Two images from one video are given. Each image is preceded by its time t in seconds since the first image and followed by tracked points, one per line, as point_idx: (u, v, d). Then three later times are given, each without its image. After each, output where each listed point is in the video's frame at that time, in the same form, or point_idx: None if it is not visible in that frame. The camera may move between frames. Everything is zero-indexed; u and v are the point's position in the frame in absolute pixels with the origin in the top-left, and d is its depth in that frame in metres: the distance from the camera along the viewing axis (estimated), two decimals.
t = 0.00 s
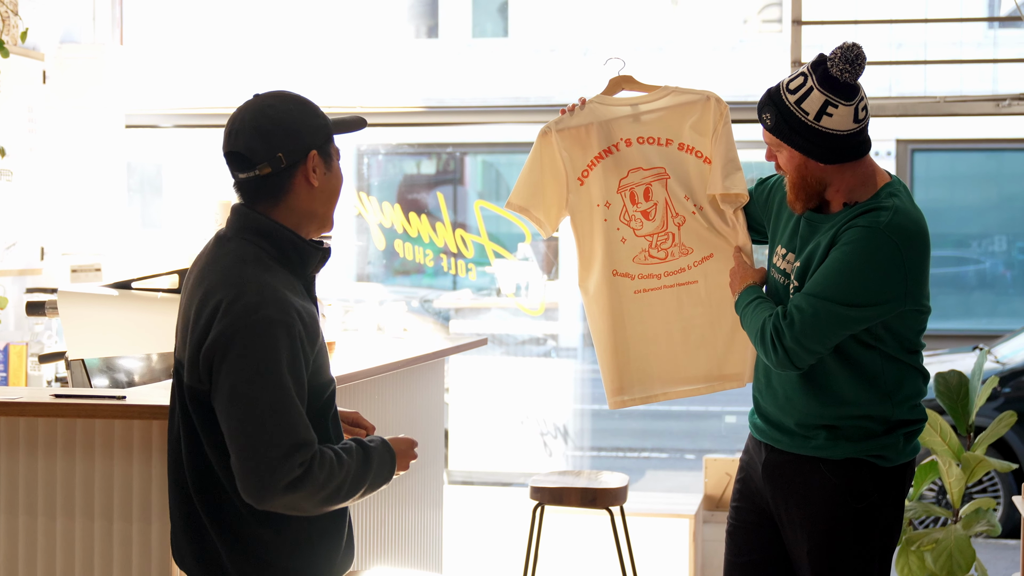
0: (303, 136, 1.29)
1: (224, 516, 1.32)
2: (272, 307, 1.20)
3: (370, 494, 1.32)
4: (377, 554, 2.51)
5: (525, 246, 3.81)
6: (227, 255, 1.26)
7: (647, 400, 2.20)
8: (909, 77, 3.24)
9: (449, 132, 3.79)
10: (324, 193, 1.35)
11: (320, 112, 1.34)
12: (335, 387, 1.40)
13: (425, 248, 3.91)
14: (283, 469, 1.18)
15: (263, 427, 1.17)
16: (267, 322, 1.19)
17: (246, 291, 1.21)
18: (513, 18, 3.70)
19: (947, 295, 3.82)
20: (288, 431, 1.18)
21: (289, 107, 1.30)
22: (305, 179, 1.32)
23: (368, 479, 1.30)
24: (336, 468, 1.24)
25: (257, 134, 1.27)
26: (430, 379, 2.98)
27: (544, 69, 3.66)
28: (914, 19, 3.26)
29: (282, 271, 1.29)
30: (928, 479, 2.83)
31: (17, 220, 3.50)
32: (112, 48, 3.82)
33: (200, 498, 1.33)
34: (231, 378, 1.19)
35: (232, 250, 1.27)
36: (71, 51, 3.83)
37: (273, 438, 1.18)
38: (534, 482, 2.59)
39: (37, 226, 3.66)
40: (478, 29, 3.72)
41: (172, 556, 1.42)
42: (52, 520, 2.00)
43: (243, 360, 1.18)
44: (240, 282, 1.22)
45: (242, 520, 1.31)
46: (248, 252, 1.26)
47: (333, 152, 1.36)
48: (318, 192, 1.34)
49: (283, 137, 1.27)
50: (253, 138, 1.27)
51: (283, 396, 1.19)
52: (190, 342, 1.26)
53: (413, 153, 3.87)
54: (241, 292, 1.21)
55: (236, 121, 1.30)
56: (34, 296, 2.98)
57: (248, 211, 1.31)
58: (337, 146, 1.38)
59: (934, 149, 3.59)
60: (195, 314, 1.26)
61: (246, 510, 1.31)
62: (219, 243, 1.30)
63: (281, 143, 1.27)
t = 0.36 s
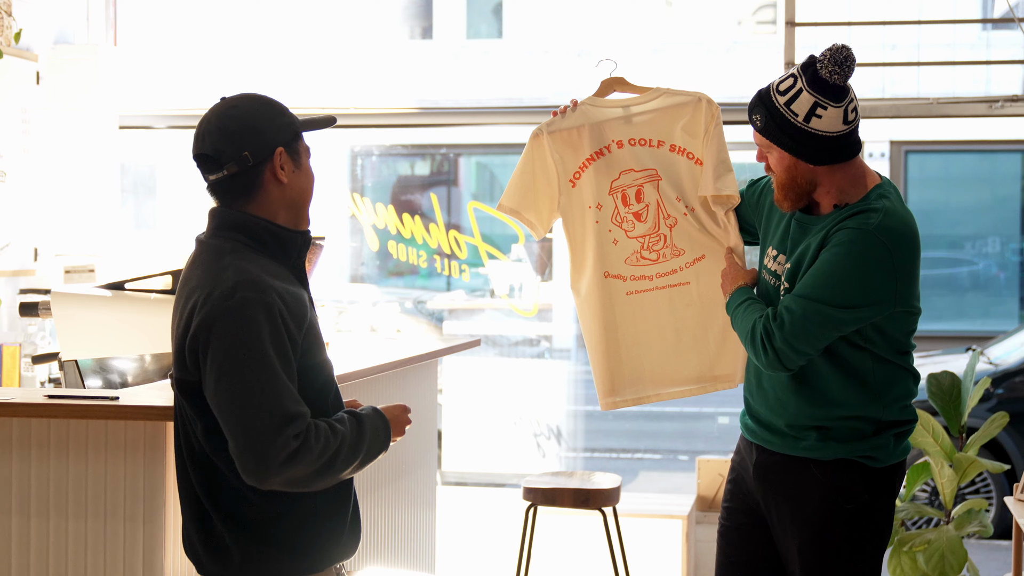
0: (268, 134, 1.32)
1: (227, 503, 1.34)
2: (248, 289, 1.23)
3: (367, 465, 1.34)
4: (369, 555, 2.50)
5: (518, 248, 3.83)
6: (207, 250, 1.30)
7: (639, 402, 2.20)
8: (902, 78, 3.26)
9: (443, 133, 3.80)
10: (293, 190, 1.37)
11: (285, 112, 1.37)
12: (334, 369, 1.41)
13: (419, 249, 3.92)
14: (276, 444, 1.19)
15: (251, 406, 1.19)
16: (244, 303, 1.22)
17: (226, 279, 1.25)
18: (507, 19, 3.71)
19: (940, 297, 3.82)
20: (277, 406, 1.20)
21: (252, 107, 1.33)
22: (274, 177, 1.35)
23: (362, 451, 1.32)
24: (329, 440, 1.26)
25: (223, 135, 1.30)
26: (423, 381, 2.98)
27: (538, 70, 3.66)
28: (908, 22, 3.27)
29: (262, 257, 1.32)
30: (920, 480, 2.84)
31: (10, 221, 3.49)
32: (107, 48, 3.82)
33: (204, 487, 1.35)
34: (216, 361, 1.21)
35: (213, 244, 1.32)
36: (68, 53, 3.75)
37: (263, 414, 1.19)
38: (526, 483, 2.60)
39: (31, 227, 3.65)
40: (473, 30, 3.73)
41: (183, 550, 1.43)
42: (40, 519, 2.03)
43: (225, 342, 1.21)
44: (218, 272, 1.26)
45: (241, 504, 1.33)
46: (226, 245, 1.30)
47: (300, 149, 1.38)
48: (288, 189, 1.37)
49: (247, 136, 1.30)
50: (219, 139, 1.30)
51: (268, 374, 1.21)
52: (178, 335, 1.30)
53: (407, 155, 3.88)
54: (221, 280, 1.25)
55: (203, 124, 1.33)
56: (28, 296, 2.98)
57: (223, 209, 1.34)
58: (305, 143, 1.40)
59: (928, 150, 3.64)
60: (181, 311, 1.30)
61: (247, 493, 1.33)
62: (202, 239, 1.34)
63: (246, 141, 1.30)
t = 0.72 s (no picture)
0: (252, 144, 1.33)
1: (218, 504, 1.34)
2: (247, 303, 1.25)
3: (366, 473, 1.38)
4: (362, 554, 2.50)
5: (512, 248, 3.83)
6: (200, 262, 1.32)
7: (630, 401, 2.20)
8: (894, 79, 3.29)
9: (436, 133, 3.80)
10: (279, 199, 1.39)
11: (270, 118, 1.38)
12: (326, 378, 1.45)
13: (412, 249, 3.92)
14: (285, 458, 1.23)
15: (258, 420, 1.22)
16: (244, 317, 1.24)
17: (221, 293, 1.26)
18: (501, 19, 3.71)
19: (932, 297, 3.84)
20: (284, 420, 1.23)
21: (235, 116, 1.34)
22: (259, 185, 1.36)
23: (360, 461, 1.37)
24: (331, 451, 1.31)
25: (206, 146, 1.32)
26: (416, 381, 2.98)
27: (532, 70, 3.67)
28: (900, 21, 3.26)
29: (254, 268, 1.34)
30: (912, 479, 2.85)
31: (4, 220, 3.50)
32: (100, 48, 3.82)
33: (195, 489, 1.36)
34: (219, 376, 1.23)
35: (204, 256, 1.33)
36: (59, 53, 3.79)
37: (271, 428, 1.22)
38: (519, 482, 2.60)
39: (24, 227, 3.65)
40: (466, 30, 3.73)
41: (173, 552, 1.43)
42: (30, 518, 2.04)
43: (228, 357, 1.23)
44: (213, 285, 1.28)
45: (234, 507, 1.34)
46: (218, 257, 1.32)
47: (285, 156, 1.40)
48: (274, 198, 1.38)
49: (230, 146, 1.32)
50: (203, 150, 1.31)
51: (273, 388, 1.24)
52: (173, 349, 1.31)
53: (400, 155, 3.88)
54: (216, 294, 1.26)
55: (187, 134, 1.34)
56: (21, 296, 2.98)
57: (212, 219, 1.36)
58: (292, 150, 1.42)
59: (920, 151, 3.66)
60: (173, 325, 1.31)
61: (236, 492, 1.33)
62: (192, 251, 1.36)
63: (229, 152, 1.32)
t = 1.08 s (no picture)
0: (247, 144, 1.33)
1: (223, 504, 1.34)
2: (250, 308, 1.25)
3: (369, 473, 1.39)
4: (355, 552, 2.49)
5: (506, 246, 3.83)
6: (201, 267, 1.32)
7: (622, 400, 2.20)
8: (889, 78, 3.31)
9: (431, 132, 3.80)
10: (275, 200, 1.39)
11: (265, 119, 1.38)
12: (330, 380, 1.45)
13: (407, 248, 3.92)
14: (296, 461, 1.23)
15: (267, 425, 1.22)
16: (249, 322, 1.24)
17: (225, 298, 1.26)
18: (496, 19, 3.71)
19: (928, 295, 3.84)
20: (293, 423, 1.23)
21: (231, 117, 1.34)
22: (254, 186, 1.36)
23: (363, 463, 1.38)
24: (338, 453, 1.31)
25: (201, 147, 1.31)
26: (410, 379, 2.98)
27: (527, 70, 3.67)
28: (893, 22, 3.27)
29: (254, 272, 1.34)
30: (906, 478, 2.86)
31: None
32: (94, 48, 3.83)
33: (199, 490, 1.36)
34: (225, 382, 1.23)
35: (205, 262, 1.33)
36: (53, 52, 3.89)
37: (280, 431, 1.22)
38: (513, 481, 2.59)
39: (17, 226, 3.64)
40: (461, 29, 3.73)
41: (174, 552, 1.43)
42: (22, 517, 2.04)
43: (234, 362, 1.23)
44: (216, 290, 1.28)
45: (240, 505, 1.34)
46: (219, 262, 1.32)
47: (280, 157, 1.39)
48: (269, 198, 1.38)
49: (226, 147, 1.31)
50: (198, 151, 1.31)
51: (280, 391, 1.24)
52: (175, 355, 1.30)
53: (395, 154, 3.88)
54: (219, 299, 1.26)
55: (183, 136, 1.34)
56: (14, 296, 2.97)
57: (210, 222, 1.36)
58: (287, 151, 1.41)
59: (915, 150, 3.61)
60: (176, 332, 1.31)
61: (241, 491, 1.34)
62: (193, 256, 1.35)
63: (224, 152, 1.31)
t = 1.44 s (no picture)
0: (247, 145, 1.33)
1: (226, 506, 1.34)
2: (251, 314, 1.26)
3: (372, 473, 1.40)
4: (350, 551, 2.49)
5: (502, 245, 3.82)
6: (199, 273, 1.31)
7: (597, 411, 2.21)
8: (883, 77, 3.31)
9: (426, 131, 3.80)
10: (277, 200, 1.39)
11: (263, 119, 1.37)
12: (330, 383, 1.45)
13: (402, 247, 3.92)
14: (302, 465, 1.24)
15: (271, 429, 1.23)
16: (249, 328, 1.24)
17: (224, 304, 1.26)
18: (492, 17, 3.71)
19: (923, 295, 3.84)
20: (297, 426, 1.24)
21: (229, 119, 1.34)
22: (255, 187, 1.36)
23: (366, 464, 1.39)
24: (342, 455, 1.32)
25: (201, 150, 1.31)
26: (406, 378, 2.98)
27: (523, 69, 3.67)
28: (888, 20, 3.27)
29: (253, 277, 1.35)
30: (900, 477, 2.86)
31: None
32: (90, 47, 3.84)
33: (201, 492, 1.35)
34: (228, 388, 1.23)
35: (203, 267, 1.33)
36: (50, 51, 3.87)
37: (286, 435, 1.23)
38: (508, 480, 2.59)
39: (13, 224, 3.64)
40: (457, 29, 3.72)
41: (176, 557, 1.42)
42: (16, 515, 2.04)
43: (236, 368, 1.23)
44: (215, 296, 1.27)
45: (244, 508, 1.34)
46: (218, 267, 1.31)
47: (280, 157, 1.39)
48: (270, 199, 1.38)
49: (224, 149, 1.31)
50: (197, 154, 1.31)
51: (284, 396, 1.24)
52: (176, 362, 1.31)
53: (391, 153, 3.87)
54: (219, 306, 1.26)
55: (182, 139, 1.34)
56: (8, 294, 2.96)
57: (210, 225, 1.35)
58: (286, 151, 1.41)
59: (912, 149, 3.61)
60: (175, 338, 1.31)
61: (243, 492, 1.34)
62: (191, 261, 1.35)
63: (223, 155, 1.31)
